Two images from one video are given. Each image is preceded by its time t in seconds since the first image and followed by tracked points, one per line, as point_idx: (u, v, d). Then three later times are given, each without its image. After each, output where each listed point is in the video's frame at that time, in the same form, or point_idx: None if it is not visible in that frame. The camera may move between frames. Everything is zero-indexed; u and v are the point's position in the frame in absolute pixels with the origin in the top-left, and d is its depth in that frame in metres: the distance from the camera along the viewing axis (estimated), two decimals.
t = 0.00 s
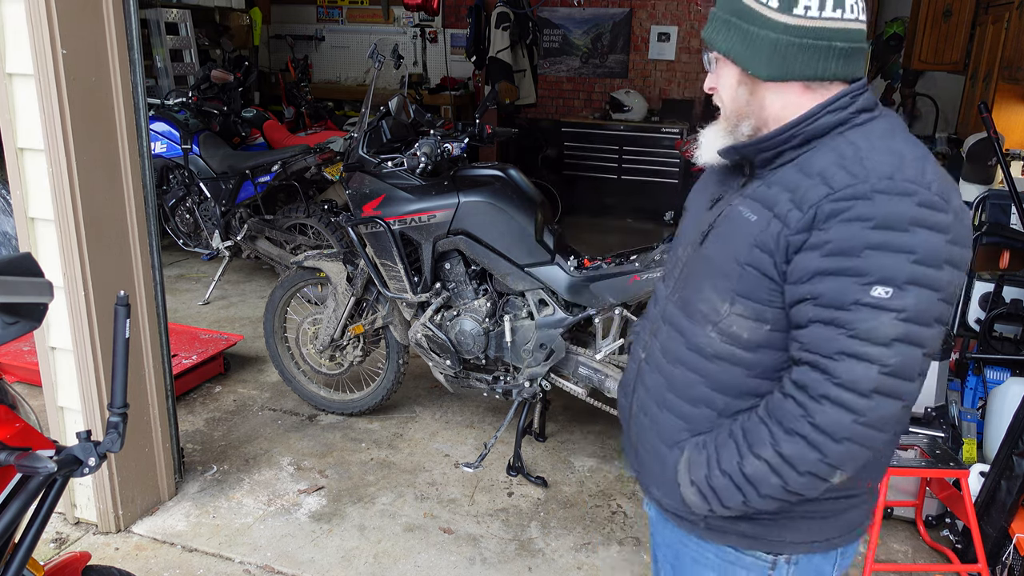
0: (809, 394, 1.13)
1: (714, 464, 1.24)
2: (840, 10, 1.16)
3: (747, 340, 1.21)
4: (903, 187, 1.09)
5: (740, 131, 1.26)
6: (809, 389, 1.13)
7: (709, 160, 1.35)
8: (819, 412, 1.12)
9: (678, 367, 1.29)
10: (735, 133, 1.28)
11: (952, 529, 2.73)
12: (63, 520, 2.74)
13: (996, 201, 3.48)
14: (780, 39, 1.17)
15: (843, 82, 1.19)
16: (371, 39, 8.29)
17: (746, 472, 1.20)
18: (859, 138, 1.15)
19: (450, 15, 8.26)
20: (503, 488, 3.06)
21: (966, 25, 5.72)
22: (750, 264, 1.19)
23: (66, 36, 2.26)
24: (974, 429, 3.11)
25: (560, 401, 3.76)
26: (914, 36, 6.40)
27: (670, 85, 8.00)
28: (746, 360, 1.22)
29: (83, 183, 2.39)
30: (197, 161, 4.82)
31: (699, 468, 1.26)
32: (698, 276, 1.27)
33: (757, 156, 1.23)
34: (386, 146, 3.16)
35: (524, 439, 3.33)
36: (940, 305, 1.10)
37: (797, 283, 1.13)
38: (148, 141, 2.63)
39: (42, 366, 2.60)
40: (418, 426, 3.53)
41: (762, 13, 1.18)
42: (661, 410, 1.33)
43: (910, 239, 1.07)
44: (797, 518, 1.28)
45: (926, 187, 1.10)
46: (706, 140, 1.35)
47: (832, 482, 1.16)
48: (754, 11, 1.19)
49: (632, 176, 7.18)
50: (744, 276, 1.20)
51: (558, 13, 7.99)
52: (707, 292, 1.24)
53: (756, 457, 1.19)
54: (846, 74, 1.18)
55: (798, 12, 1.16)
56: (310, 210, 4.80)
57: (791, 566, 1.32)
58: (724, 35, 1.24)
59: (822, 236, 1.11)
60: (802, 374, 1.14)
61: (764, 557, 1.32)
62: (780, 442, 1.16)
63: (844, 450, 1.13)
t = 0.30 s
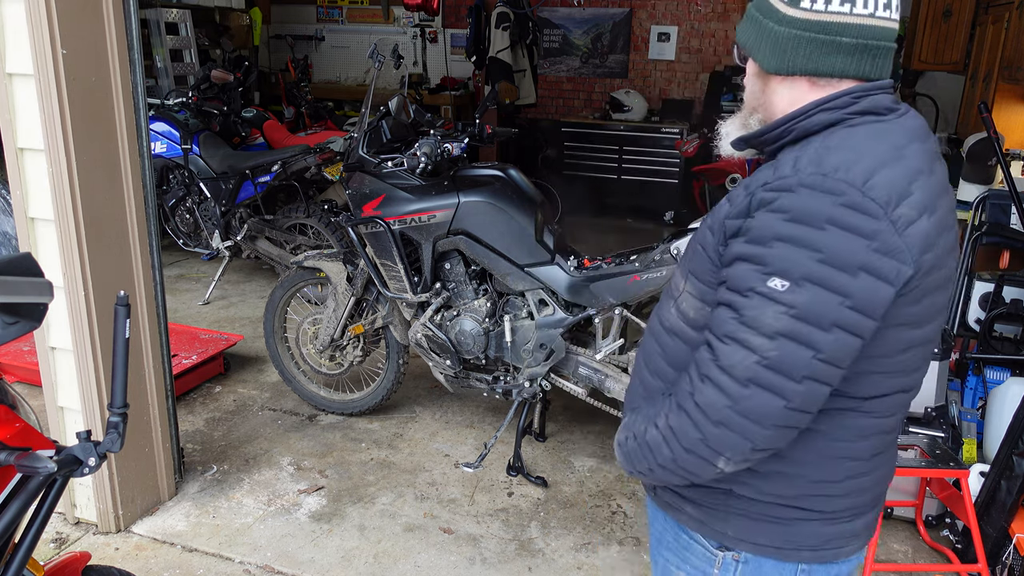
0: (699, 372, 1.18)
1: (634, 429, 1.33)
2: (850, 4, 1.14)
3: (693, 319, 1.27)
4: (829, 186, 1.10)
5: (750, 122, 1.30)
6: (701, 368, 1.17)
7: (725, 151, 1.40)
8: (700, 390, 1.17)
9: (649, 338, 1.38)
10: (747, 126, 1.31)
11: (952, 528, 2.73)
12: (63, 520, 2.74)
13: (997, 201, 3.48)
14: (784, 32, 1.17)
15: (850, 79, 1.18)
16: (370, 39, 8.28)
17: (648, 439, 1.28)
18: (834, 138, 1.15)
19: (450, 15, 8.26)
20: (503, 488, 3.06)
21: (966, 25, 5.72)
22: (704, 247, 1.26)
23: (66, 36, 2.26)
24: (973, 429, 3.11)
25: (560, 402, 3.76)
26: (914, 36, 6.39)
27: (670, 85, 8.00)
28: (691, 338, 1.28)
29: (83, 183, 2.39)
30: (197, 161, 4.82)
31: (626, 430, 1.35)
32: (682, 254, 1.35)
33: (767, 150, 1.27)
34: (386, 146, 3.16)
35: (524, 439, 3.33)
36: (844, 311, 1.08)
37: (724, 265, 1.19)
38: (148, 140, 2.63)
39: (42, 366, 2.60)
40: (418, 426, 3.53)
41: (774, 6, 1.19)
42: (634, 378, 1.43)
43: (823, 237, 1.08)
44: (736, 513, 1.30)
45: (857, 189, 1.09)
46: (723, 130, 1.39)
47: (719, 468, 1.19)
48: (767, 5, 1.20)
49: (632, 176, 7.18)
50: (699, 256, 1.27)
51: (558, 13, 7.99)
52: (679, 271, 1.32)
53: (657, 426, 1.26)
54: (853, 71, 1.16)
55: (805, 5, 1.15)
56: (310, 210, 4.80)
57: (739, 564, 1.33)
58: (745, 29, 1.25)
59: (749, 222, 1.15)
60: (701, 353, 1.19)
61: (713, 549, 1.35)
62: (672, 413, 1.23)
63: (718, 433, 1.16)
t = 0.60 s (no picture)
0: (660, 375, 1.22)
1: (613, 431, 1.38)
2: (845, 7, 1.13)
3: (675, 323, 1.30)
4: (784, 187, 1.10)
5: (753, 128, 1.32)
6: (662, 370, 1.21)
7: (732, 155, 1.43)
8: (656, 392, 1.21)
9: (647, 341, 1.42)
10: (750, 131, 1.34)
11: (952, 528, 2.73)
12: (63, 520, 2.74)
13: (996, 201, 3.48)
14: (778, 35, 1.18)
15: (844, 84, 1.17)
16: (370, 39, 8.28)
17: (618, 440, 1.33)
18: (810, 140, 1.14)
19: (450, 15, 8.26)
20: (503, 488, 3.06)
21: (966, 25, 5.73)
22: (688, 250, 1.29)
23: (66, 36, 2.26)
24: (973, 429, 3.10)
25: (560, 402, 3.76)
26: (914, 36, 6.39)
27: (670, 85, 8.00)
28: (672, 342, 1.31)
29: (83, 183, 2.39)
30: (197, 161, 4.82)
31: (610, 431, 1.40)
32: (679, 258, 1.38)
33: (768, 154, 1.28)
34: (386, 146, 3.16)
35: (524, 438, 3.34)
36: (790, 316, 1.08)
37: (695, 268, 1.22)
38: (148, 140, 2.63)
39: (42, 366, 2.60)
40: (418, 426, 3.53)
41: (772, 8, 1.19)
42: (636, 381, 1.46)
43: (770, 239, 1.09)
44: (719, 528, 1.32)
45: (813, 190, 1.08)
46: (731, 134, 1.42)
47: (677, 473, 1.22)
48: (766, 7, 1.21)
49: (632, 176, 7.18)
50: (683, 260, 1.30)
51: (558, 13, 7.99)
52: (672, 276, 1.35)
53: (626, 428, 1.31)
54: (846, 75, 1.16)
55: (799, 8, 1.15)
56: (310, 210, 4.80)
57: None
58: (749, 31, 1.27)
59: (714, 225, 1.18)
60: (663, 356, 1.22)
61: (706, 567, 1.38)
62: (637, 417, 1.27)
63: (670, 437, 1.19)
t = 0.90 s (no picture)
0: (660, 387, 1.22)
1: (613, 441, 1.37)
2: (852, 2, 1.13)
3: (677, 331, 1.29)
4: (789, 193, 1.10)
5: (756, 129, 1.32)
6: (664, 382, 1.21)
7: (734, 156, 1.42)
8: (658, 405, 1.21)
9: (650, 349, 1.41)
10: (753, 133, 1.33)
11: (952, 528, 2.73)
12: (63, 520, 2.74)
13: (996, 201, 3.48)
14: (784, 32, 1.17)
15: (851, 82, 1.17)
16: (370, 39, 8.28)
17: (619, 453, 1.32)
18: (816, 143, 1.14)
19: (450, 15, 8.25)
20: (503, 488, 3.06)
21: (966, 25, 5.74)
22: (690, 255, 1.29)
23: (66, 36, 2.26)
24: (974, 429, 3.11)
25: (560, 402, 3.76)
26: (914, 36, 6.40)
27: (670, 85, 7.99)
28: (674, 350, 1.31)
29: (83, 183, 2.39)
30: (197, 161, 4.82)
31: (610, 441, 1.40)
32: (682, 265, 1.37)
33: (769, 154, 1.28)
34: (386, 146, 3.16)
35: (524, 438, 3.34)
36: (797, 326, 1.07)
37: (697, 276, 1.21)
38: (148, 140, 2.63)
39: (42, 366, 2.60)
40: (418, 426, 3.53)
41: (776, 5, 1.18)
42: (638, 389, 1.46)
43: (776, 246, 1.09)
44: (721, 543, 1.32)
45: (820, 195, 1.08)
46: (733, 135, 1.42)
47: (680, 488, 1.22)
48: (770, 5, 1.20)
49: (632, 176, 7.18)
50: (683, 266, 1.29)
51: (558, 13, 7.99)
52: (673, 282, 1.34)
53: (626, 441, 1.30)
54: (853, 73, 1.16)
55: (804, 4, 1.15)
56: (310, 210, 4.80)
57: None
58: (750, 30, 1.26)
59: (717, 231, 1.17)
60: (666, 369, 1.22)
61: None
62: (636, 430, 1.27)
63: (674, 451, 1.19)
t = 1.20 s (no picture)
0: (716, 413, 1.11)
1: (639, 473, 1.25)
2: (864, 3, 1.09)
3: (701, 347, 1.21)
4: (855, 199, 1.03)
5: (753, 133, 1.26)
6: (719, 407, 1.10)
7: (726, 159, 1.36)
8: (720, 433, 1.09)
9: (649, 368, 1.31)
10: (750, 136, 1.27)
11: (952, 528, 2.72)
12: (63, 520, 2.74)
13: (996, 201, 3.48)
14: (793, 33, 1.11)
15: (862, 84, 1.12)
16: (371, 39, 8.29)
17: (657, 487, 1.20)
18: (850, 146, 1.08)
19: (450, 15, 8.26)
20: (503, 488, 3.06)
21: (966, 25, 5.74)
22: (709, 266, 1.19)
23: (66, 36, 2.26)
24: (974, 429, 3.11)
25: (560, 402, 3.76)
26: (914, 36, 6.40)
27: (670, 85, 7.99)
28: (698, 368, 1.21)
29: (83, 183, 2.39)
30: (197, 161, 4.82)
31: (629, 472, 1.28)
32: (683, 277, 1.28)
33: (772, 160, 1.21)
34: (386, 146, 3.16)
35: (524, 438, 3.33)
36: (880, 339, 1.01)
37: (739, 289, 1.11)
38: (148, 140, 2.63)
39: (42, 366, 2.60)
40: (418, 426, 3.53)
41: (779, 5, 1.13)
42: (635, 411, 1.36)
43: (849, 256, 1.02)
44: (748, 558, 1.25)
45: (886, 201, 1.03)
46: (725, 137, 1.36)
47: (743, 518, 1.12)
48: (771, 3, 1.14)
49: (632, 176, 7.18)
50: (704, 278, 1.19)
51: (558, 13, 7.99)
52: (681, 296, 1.25)
53: (667, 472, 1.18)
54: (866, 75, 1.11)
55: (813, 5, 1.10)
56: (310, 210, 4.80)
57: None
58: (744, 30, 1.20)
59: (765, 241, 1.08)
60: (720, 392, 1.11)
61: None
62: (686, 459, 1.15)
63: (745, 480, 1.08)
